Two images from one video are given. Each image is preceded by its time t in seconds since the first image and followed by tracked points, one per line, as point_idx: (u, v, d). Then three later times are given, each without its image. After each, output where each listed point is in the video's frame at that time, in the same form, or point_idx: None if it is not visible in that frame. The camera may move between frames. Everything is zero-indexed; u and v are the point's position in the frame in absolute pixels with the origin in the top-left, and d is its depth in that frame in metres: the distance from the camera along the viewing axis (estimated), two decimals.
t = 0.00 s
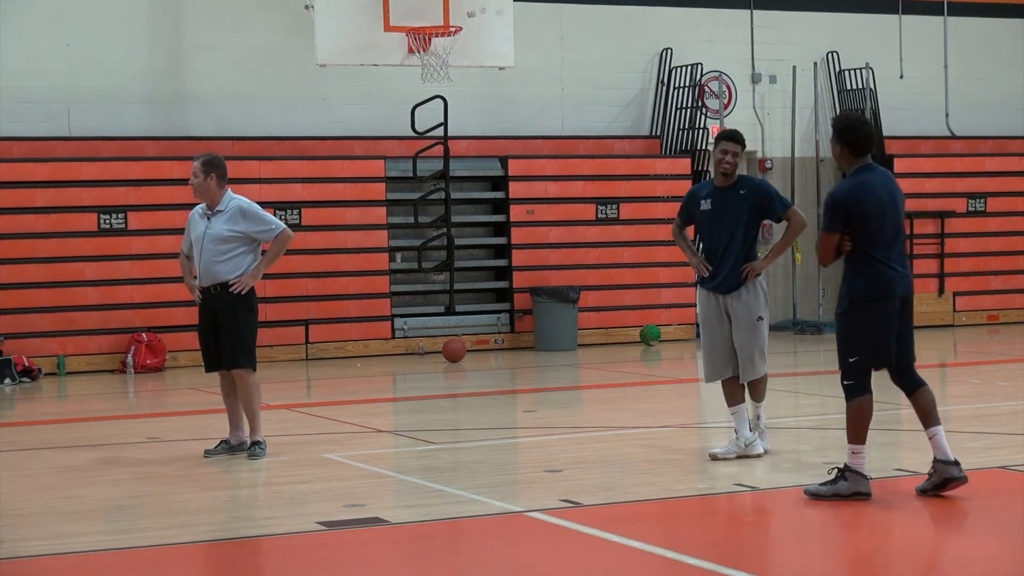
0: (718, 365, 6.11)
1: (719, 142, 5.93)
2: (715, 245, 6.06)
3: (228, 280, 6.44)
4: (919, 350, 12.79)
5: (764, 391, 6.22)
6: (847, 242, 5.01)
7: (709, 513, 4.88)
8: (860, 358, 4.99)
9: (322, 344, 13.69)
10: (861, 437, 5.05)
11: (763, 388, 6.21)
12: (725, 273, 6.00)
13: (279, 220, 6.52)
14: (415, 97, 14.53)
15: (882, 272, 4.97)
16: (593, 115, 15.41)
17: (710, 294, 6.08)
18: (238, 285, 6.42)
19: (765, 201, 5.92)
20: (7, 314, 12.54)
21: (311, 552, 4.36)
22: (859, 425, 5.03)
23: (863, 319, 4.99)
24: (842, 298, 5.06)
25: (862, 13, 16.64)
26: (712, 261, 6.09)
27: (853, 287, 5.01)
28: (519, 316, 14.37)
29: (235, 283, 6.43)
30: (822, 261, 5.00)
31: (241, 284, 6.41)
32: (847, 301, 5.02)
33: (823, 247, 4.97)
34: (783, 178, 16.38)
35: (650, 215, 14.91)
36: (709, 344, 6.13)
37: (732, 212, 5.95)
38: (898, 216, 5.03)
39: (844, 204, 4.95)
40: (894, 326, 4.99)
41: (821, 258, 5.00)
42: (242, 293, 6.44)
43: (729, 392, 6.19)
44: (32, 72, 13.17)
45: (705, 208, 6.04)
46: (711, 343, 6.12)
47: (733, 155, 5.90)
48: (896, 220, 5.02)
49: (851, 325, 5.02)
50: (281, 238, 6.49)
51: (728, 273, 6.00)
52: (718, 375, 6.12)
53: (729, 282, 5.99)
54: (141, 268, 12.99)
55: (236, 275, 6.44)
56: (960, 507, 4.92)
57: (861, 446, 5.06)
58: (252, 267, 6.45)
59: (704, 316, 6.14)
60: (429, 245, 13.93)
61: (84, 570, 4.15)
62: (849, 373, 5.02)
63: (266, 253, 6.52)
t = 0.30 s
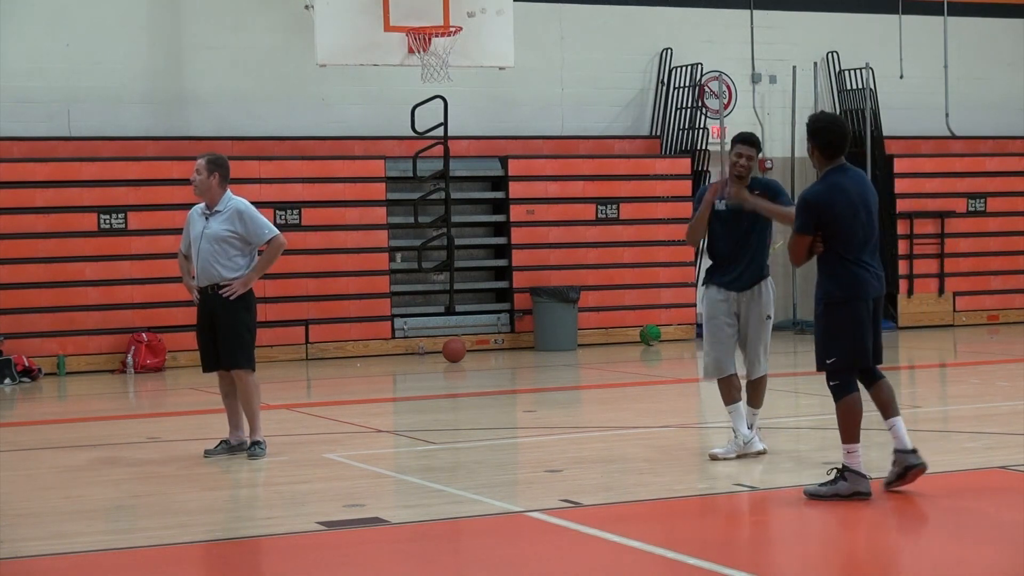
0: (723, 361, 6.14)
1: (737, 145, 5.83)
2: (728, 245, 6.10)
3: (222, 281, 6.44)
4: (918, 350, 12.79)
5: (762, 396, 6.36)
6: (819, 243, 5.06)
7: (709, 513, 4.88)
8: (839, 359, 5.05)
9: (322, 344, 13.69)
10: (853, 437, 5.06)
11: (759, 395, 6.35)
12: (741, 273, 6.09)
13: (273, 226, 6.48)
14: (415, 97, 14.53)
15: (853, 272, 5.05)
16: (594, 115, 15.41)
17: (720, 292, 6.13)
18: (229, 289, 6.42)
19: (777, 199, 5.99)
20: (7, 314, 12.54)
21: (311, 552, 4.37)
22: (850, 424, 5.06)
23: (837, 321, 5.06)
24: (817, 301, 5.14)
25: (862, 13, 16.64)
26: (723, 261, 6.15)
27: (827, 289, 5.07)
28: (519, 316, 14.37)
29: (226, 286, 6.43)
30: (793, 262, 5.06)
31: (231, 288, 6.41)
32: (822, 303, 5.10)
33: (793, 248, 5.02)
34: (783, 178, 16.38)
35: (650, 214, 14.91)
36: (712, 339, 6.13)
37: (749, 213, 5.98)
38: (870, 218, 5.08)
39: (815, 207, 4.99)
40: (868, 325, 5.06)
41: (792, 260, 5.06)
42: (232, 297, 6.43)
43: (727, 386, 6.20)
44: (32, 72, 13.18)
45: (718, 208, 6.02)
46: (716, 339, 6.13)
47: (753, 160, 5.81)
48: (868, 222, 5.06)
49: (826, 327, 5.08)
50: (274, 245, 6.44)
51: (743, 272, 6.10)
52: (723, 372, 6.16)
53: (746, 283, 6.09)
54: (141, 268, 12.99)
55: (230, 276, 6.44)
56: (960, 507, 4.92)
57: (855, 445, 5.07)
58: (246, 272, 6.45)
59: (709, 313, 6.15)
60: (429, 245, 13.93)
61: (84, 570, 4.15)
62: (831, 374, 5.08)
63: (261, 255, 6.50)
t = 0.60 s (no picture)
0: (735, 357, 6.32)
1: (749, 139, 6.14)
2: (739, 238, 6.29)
3: (219, 281, 6.45)
4: (918, 350, 12.79)
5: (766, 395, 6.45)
6: (802, 237, 5.12)
7: (708, 513, 4.88)
8: (821, 359, 5.07)
9: (322, 344, 13.69)
10: (847, 435, 5.06)
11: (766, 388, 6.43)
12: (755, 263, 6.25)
13: (269, 228, 6.47)
14: (415, 97, 14.53)
15: (837, 272, 5.09)
16: (594, 115, 15.41)
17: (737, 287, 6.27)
18: (227, 291, 6.42)
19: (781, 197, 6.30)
20: (7, 314, 12.55)
21: (310, 552, 4.36)
22: (842, 423, 5.05)
23: (818, 320, 5.10)
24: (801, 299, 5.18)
25: (862, 13, 16.64)
26: (734, 254, 6.29)
27: (808, 287, 5.12)
28: (519, 316, 14.37)
29: (224, 288, 6.44)
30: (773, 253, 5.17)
31: (228, 290, 6.42)
32: (804, 302, 5.13)
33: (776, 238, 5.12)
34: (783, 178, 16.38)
35: (650, 214, 14.91)
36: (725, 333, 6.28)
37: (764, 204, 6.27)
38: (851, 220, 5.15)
39: (801, 201, 5.06)
40: (848, 326, 5.11)
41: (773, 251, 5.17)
42: (230, 299, 6.44)
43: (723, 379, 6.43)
44: (32, 72, 13.18)
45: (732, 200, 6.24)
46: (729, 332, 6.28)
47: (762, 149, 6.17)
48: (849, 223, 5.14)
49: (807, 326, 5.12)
50: (270, 247, 6.42)
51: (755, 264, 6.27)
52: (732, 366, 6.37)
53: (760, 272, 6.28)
54: (141, 267, 12.99)
55: (227, 276, 6.45)
56: (959, 507, 4.92)
57: (850, 442, 5.07)
58: (243, 274, 6.46)
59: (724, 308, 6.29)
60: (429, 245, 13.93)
61: (84, 570, 4.14)
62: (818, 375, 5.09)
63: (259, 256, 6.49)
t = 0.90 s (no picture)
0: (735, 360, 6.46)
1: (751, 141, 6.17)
2: (739, 238, 6.36)
3: (216, 281, 6.45)
4: (918, 350, 12.79)
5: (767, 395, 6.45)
6: (802, 236, 5.15)
7: (708, 513, 4.88)
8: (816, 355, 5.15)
9: (322, 344, 13.69)
10: (838, 430, 5.12)
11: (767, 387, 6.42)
12: (755, 262, 6.32)
13: (266, 229, 6.47)
14: (415, 97, 14.53)
15: (830, 272, 5.22)
16: (594, 115, 15.41)
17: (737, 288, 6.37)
18: (223, 291, 6.41)
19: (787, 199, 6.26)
20: (7, 314, 12.55)
21: (310, 552, 4.36)
22: (831, 417, 5.14)
23: (815, 317, 5.17)
24: (792, 299, 5.21)
25: (863, 13, 16.64)
26: (737, 253, 6.36)
27: (806, 285, 5.17)
28: (519, 316, 14.37)
29: (220, 288, 6.43)
30: (772, 249, 5.13)
31: (224, 290, 6.41)
32: (801, 300, 5.17)
33: (779, 233, 5.10)
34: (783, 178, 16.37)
35: (650, 214, 14.91)
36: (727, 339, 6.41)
37: (765, 205, 6.22)
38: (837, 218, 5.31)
39: (810, 200, 5.09)
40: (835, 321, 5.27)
41: (772, 247, 5.14)
42: (226, 300, 6.42)
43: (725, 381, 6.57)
44: (32, 72, 13.18)
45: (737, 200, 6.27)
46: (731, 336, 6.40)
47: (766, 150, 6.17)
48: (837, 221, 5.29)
49: (803, 323, 5.17)
50: (265, 246, 6.41)
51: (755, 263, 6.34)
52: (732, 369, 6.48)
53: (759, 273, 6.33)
54: (141, 267, 12.99)
55: (224, 276, 6.45)
56: (958, 507, 4.92)
57: (842, 438, 5.11)
58: (240, 274, 6.46)
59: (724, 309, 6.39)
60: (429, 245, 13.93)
61: (84, 570, 4.14)
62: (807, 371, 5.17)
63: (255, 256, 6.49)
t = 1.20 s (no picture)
0: (730, 359, 6.72)
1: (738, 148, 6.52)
2: (737, 241, 6.65)
3: (214, 281, 6.44)
4: (918, 350, 12.79)
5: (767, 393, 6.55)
6: (809, 232, 5.20)
7: (708, 513, 4.88)
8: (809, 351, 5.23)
9: (322, 344, 13.69)
10: (814, 421, 5.26)
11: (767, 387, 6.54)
12: (748, 265, 6.56)
13: (263, 228, 6.46)
14: (415, 97, 14.53)
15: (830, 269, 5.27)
16: (594, 115, 15.41)
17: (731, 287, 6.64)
18: (221, 291, 6.41)
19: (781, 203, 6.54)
20: (7, 314, 12.55)
21: (309, 552, 4.36)
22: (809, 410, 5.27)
23: (815, 313, 5.22)
24: (793, 293, 5.24)
25: (863, 13, 16.64)
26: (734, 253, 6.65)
27: (809, 281, 5.21)
28: (519, 316, 14.37)
29: (218, 289, 6.43)
30: (785, 247, 5.15)
31: (222, 291, 6.41)
32: (804, 294, 5.21)
33: (792, 230, 5.12)
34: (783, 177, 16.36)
35: (650, 214, 14.91)
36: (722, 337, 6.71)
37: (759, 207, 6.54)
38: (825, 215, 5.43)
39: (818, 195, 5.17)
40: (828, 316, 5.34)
41: (784, 245, 5.15)
42: (224, 300, 6.42)
43: (735, 374, 6.95)
44: (32, 72, 13.18)
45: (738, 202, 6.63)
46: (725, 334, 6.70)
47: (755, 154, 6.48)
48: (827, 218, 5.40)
49: (803, 318, 5.22)
50: (262, 246, 6.39)
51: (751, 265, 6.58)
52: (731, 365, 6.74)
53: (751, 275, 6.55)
54: (141, 267, 12.98)
55: (223, 276, 6.45)
56: (958, 506, 4.92)
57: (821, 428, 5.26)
58: (238, 274, 6.45)
59: (719, 308, 6.69)
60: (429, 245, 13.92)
61: (83, 570, 4.14)
62: (793, 365, 5.23)
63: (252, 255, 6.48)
